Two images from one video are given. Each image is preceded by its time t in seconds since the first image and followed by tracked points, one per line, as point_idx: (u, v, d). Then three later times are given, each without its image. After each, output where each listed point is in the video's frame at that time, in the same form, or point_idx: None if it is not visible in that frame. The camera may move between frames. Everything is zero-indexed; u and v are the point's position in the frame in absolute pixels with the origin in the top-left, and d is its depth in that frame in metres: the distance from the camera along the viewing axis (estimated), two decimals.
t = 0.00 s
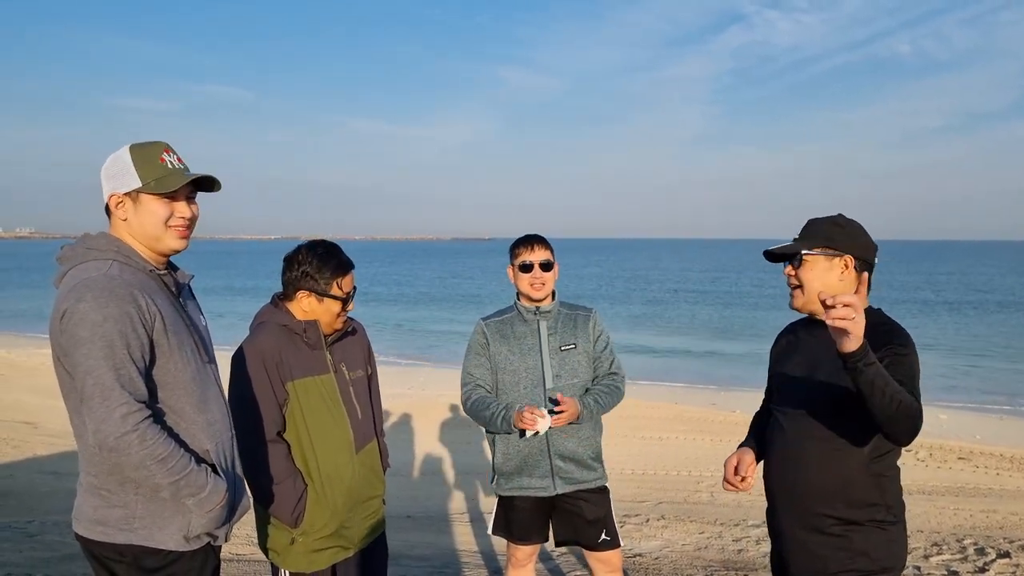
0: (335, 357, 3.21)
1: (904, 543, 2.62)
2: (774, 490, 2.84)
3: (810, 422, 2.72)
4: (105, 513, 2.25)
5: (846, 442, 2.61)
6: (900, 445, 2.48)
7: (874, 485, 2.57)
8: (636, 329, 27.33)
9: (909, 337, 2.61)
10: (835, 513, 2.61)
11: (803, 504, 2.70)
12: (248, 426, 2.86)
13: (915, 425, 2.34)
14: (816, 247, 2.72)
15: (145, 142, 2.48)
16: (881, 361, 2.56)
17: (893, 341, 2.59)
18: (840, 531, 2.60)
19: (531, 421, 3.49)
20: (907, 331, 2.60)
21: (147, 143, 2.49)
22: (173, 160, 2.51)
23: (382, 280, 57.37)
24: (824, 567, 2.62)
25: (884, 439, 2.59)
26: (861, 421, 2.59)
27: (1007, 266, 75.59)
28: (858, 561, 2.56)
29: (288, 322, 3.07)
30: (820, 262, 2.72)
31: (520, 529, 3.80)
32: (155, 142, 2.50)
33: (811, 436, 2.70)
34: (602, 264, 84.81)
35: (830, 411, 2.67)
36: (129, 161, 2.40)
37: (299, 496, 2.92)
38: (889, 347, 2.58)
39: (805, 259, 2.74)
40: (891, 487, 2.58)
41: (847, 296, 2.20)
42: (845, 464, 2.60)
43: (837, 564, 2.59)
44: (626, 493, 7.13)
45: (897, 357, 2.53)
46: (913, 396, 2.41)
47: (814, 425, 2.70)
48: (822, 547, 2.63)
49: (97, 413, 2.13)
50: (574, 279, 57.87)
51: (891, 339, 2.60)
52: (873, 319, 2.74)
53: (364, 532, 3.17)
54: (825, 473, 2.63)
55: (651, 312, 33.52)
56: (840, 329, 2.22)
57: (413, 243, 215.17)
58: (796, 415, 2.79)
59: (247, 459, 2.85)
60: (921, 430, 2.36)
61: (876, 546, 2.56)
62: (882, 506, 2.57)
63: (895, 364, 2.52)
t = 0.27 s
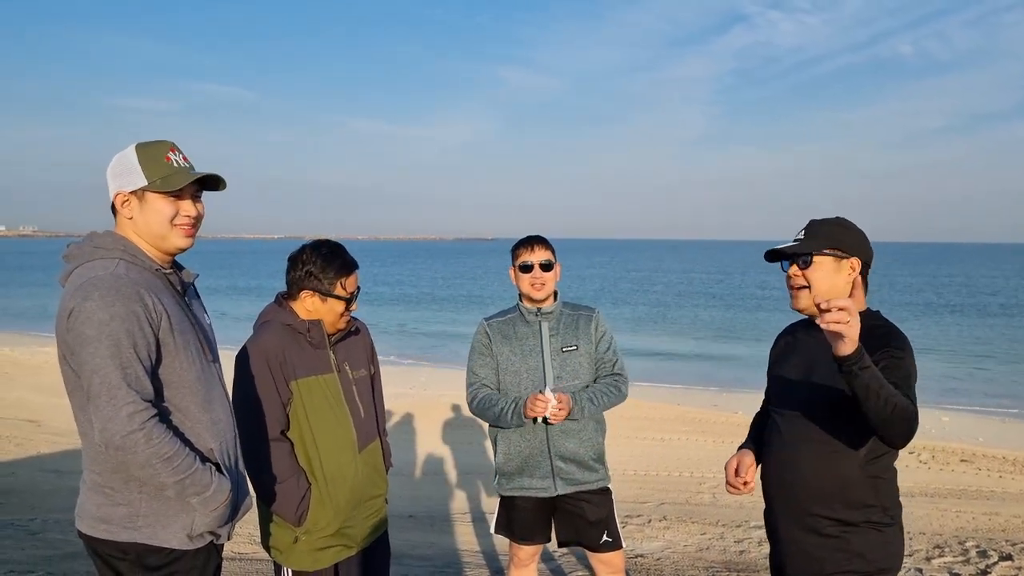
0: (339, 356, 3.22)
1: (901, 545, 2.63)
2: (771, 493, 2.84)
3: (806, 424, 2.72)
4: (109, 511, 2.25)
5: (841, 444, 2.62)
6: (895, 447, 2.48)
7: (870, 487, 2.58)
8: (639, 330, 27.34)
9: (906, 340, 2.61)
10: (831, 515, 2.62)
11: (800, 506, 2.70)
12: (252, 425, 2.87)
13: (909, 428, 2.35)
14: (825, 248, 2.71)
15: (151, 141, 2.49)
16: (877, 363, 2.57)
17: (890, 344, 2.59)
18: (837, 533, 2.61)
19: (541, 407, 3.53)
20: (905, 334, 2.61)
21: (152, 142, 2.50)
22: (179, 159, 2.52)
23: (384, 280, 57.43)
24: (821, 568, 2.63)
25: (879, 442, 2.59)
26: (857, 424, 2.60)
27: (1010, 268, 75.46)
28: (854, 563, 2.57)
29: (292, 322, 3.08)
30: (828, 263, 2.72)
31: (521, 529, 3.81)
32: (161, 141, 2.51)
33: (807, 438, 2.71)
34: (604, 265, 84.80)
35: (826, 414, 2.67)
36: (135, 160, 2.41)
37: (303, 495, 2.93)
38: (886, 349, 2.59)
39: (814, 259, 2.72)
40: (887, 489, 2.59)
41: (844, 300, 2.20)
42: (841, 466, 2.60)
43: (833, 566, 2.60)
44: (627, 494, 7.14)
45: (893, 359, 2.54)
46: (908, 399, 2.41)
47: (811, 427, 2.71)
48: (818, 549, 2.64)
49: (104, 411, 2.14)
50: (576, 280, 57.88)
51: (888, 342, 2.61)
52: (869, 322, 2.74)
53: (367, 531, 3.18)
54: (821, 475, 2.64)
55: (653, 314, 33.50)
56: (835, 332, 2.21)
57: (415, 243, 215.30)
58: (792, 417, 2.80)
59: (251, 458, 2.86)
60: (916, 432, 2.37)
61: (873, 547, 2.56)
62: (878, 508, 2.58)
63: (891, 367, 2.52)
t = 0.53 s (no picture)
0: (344, 355, 3.22)
1: (901, 543, 2.62)
2: (771, 492, 2.84)
3: (806, 424, 2.72)
4: (112, 510, 2.25)
5: (841, 444, 2.61)
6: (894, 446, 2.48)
7: (869, 486, 2.57)
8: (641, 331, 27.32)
9: (903, 339, 2.61)
10: (832, 513, 2.61)
11: (799, 505, 2.70)
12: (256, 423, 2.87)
13: (909, 426, 2.34)
14: (844, 250, 2.75)
15: (153, 139, 2.49)
16: (876, 362, 2.57)
17: (887, 343, 2.60)
18: (836, 532, 2.60)
19: (546, 413, 3.52)
20: (901, 333, 2.61)
21: (155, 140, 2.49)
22: (182, 156, 2.51)
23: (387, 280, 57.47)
24: (821, 567, 2.62)
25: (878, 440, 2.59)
26: (856, 423, 2.59)
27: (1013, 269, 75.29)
28: (855, 562, 2.56)
29: (297, 321, 3.08)
30: (845, 265, 2.77)
31: (524, 528, 3.81)
32: (164, 139, 2.50)
33: (806, 438, 2.70)
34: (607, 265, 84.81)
35: (826, 412, 2.67)
36: (138, 159, 2.42)
37: (308, 493, 2.93)
38: (884, 348, 2.59)
39: (837, 261, 2.74)
40: (887, 488, 2.58)
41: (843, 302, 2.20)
42: (840, 465, 2.60)
43: (834, 565, 2.59)
44: (630, 494, 7.13)
45: (891, 358, 2.54)
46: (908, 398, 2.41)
47: (810, 426, 2.70)
48: (819, 548, 2.63)
49: (109, 410, 2.14)
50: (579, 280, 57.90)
51: (885, 341, 2.61)
52: (868, 321, 2.72)
53: (371, 529, 3.18)
54: (821, 475, 2.63)
55: (655, 314, 33.47)
56: (834, 335, 2.21)
57: (418, 243, 215.43)
58: (791, 417, 2.79)
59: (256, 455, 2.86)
60: (916, 431, 2.36)
61: (872, 546, 2.56)
62: (878, 506, 2.57)
63: (890, 366, 2.52)
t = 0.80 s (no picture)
0: (345, 354, 3.22)
1: (901, 543, 2.61)
2: (770, 492, 2.84)
3: (805, 424, 2.72)
4: (110, 509, 2.26)
5: (840, 444, 2.61)
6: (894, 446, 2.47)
7: (869, 486, 2.57)
8: (644, 330, 27.31)
9: (903, 339, 2.61)
10: (831, 513, 2.61)
11: (799, 505, 2.70)
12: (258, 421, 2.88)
13: (908, 427, 2.34)
14: (843, 250, 2.75)
15: (154, 139, 2.49)
16: (874, 362, 2.56)
17: (885, 343, 2.59)
18: (835, 532, 2.60)
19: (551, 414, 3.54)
20: (901, 333, 2.61)
21: (156, 139, 2.50)
22: (182, 156, 2.51)
23: (389, 279, 57.51)
24: (820, 567, 2.62)
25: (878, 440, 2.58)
26: (855, 423, 2.59)
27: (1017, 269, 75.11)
28: (854, 562, 2.56)
29: (299, 320, 3.08)
30: (845, 265, 2.77)
31: (526, 528, 3.81)
32: (164, 139, 2.51)
33: (805, 438, 2.70)
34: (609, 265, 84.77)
35: (825, 412, 2.67)
36: (138, 158, 2.42)
37: (310, 491, 2.93)
38: (882, 348, 2.58)
39: (836, 262, 2.74)
40: (887, 487, 2.58)
41: (838, 304, 2.21)
42: (839, 466, 2.60)
43: (833, 565, 2.59)
44: (632, 494, 7.13)
45: (890, 358, 2.53)
46: (906, 398, 2.40)
47: (809, 427, 2.70)
48: (818, 548, 2.63)
49: (104, 410, 2.15)
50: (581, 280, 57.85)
51: (884, 341, 2.61)
52: (868, 322, 2.72)
53: (373, 528, 3.19)
54: (820, 475, 2.63)
55: (657, 314, 33.45)
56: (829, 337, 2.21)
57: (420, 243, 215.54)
58: (790, 418, 2.79)
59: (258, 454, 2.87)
60: (915, 431, 2.36)
61: (872, 545, 2.56)
62: (877, 506, 2.57)
63: (888, 366, 2.52)
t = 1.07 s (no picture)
0: (347, 352, 3.22)
1: (903, 542, 2.61)
2: (772, 491, 2.84)
3: (806, 423, 2.72)
4: (104, 506, 2.26)
5: (841, 444, 2.60)
6: (895, 445, 2.47)
7: (871, 485, 2.56)
8: (646, 330, 27.30)
9: (904, 337, 2.60)
10: (832, 512, 2.61)
11: (801, 504, 2.69)
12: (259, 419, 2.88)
13: (909, 426, 2.34)
14: (844, 249, 2.75)
15: (156, 137, 2.50)
16: (875, 361, 2.56)
17: (887, 341, 2.59)
18: (837, 530, 2.60)
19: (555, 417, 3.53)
20: (902, 331, 2.60)
21: (159, 137, 2.50)
22: (181, 155, 2.50)
23: (392, 278, 57.62)
24: (821, 566, 2.62)
25: (880, 439, 2.58)
26: (856, 422, 2.59)
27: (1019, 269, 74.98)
28: (855, 561, 2.56)
29: (300, 317, 3.09)
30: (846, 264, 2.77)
31: (527, 526, 3.81)
32: (166, 137, 2.51)
33: (807, 437, 2.70)
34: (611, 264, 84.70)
35: (827, 411, 2.66)
36: (136, 156, 2.43)
37: (311, 488, 2.94)
38: (883, 347, 2.58)
39: (839, 260, 2.74)
40: (888, 487, 2.57)
41: (838, 304, 2.20)
42: (841, 465, 2.59)
43: (834, 564, 2.59)
44: (634, 493, 7.13)
45: (891, 357, 2.53)
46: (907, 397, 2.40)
47: (810, 426, 2.70)
48: (819, 547, 2.63)
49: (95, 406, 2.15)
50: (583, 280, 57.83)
51: (884, 339, 2.60)
52: (869, 319, 2.71)
53: (375, 525, 3.19)
54: (821, 474, 2.63)
55: (659, 313, 33.44)
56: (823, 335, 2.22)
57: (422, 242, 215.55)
58: (792, 417, 2.79)
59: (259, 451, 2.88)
60: (916, 430, 2.35)
61: (874, 545, 2.55)
62: (879, 505, 2.56)
63: (889, 365, 2.51)
